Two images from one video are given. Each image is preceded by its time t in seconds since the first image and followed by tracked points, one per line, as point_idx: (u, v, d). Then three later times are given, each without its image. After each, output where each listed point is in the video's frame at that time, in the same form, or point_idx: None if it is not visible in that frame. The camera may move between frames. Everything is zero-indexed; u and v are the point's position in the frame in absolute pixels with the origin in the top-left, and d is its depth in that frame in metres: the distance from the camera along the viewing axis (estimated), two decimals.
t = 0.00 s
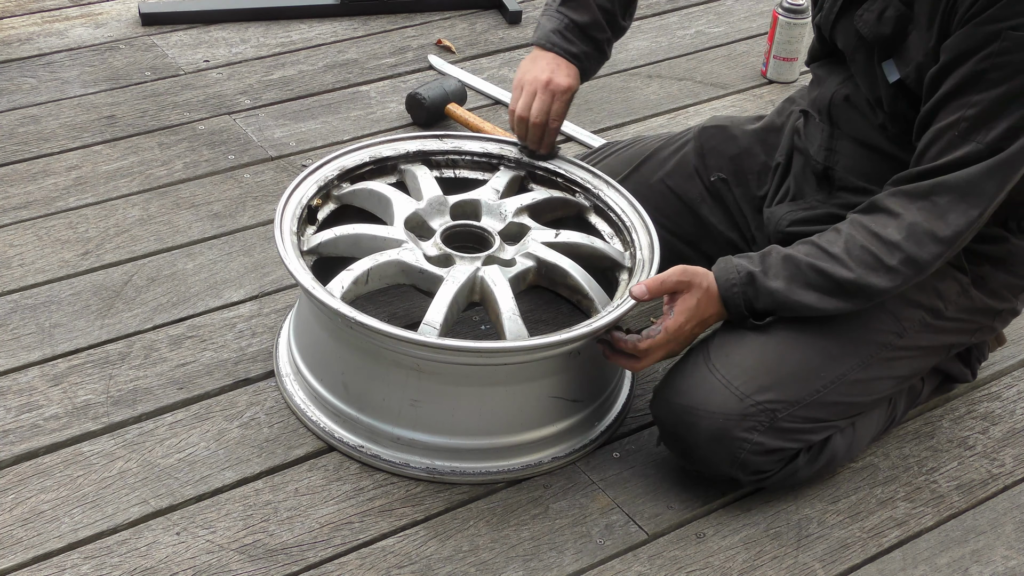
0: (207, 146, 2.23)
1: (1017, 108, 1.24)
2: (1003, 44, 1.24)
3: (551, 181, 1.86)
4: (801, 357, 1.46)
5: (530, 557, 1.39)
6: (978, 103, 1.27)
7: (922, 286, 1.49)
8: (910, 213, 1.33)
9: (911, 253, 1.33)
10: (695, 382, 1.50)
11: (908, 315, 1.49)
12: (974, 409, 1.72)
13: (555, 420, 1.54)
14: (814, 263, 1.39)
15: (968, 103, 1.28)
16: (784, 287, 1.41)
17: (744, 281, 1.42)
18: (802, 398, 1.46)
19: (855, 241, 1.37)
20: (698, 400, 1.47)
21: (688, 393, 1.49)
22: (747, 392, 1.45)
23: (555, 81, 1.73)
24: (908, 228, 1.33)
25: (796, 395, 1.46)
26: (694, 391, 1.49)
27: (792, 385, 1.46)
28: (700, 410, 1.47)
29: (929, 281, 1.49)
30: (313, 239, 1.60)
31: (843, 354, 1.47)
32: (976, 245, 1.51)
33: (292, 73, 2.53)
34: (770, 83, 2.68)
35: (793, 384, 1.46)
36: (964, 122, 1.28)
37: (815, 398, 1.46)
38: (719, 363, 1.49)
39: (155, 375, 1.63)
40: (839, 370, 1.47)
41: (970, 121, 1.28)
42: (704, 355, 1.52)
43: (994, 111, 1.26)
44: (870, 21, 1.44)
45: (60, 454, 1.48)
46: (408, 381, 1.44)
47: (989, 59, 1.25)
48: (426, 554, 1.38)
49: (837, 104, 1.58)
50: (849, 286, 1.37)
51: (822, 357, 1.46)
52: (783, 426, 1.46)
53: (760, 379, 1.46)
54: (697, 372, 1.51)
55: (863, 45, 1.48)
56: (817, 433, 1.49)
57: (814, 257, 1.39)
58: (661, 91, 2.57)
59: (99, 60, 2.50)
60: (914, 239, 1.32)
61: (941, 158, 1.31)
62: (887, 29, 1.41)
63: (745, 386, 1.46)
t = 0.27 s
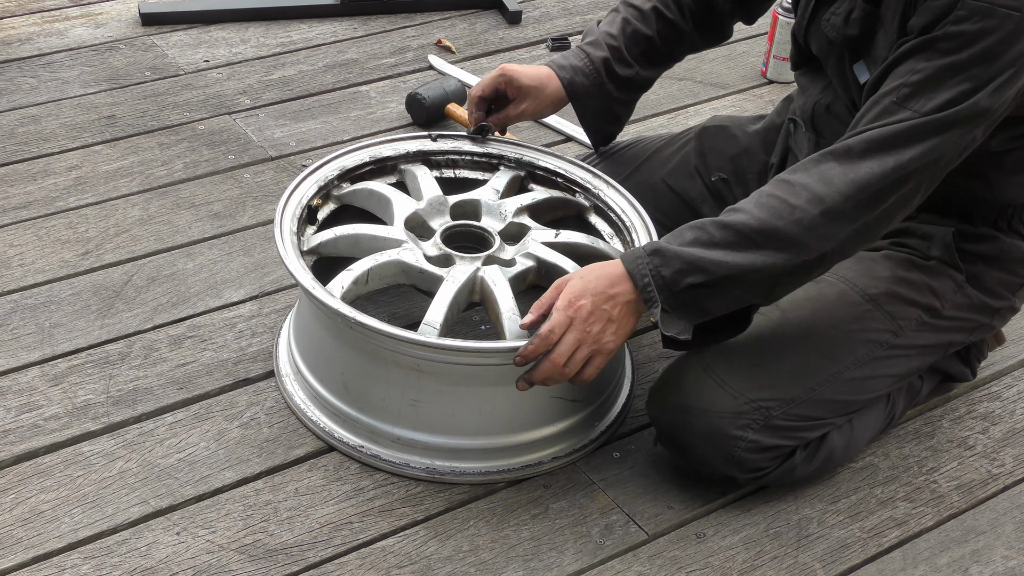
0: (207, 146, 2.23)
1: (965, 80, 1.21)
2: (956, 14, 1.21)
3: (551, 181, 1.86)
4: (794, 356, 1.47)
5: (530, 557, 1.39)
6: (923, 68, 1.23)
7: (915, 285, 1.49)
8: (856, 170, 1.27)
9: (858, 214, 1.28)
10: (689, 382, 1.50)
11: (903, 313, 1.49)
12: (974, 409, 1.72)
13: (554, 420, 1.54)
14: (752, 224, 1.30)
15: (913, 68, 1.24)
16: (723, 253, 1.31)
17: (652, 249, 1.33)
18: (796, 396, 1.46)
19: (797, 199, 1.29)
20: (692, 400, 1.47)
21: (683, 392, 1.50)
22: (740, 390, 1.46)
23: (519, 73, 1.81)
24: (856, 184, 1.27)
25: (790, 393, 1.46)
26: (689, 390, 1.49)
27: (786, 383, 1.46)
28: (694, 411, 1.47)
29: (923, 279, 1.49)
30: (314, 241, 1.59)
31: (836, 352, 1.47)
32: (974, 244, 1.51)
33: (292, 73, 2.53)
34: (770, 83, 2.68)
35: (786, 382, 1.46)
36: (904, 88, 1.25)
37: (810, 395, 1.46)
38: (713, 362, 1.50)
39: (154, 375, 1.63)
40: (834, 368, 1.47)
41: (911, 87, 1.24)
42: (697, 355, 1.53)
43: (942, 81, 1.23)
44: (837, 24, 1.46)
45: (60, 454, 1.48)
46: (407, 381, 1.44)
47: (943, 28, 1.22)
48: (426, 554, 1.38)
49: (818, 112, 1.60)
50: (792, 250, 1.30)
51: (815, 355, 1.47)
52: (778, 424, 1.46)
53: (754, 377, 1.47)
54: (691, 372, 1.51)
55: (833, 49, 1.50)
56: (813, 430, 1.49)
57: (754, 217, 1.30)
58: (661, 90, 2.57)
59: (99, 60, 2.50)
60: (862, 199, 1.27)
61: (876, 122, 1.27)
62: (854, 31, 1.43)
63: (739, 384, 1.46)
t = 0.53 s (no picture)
0: (207, 146, 2.23)
1: (961, 62, 1.21)
2: None
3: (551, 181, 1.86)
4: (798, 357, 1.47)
5: (530, 557, 1.39)
6: (921, 49, 1.24)
7: (919, 286, 1.49)
8: (852, 160, 1.27)
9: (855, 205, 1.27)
10: (692, 382, 1.50)
11: (907, 314, 1.49)
12: (974, 409, 1.72)
13: (555, 420, 1.54)
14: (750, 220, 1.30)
15: (911, 51, 1.25)
16: (721, 250, 1.31)
17: (650, 250, 1.34)
18: (800, 397, 1.46)
19: (795, 193, 1.28)
20: (695, 400, 1.48)
21: (686, 392, 1.50)
22: (744, 392, 1.46)
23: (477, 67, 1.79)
24: (853, 176, 1.26)
25: (794, 394, 1.46)
26: (692, 391, 1.49)
27: (789, 384, 1.46)
28: (697, 411, 1.47)
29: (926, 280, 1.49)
30: (314, 241, 1.59)
31: (840, 353, 1.47)
32: (973, 246, 1.51)
33: (292, 73, 2.53)
34: (770, 83, 2.68)
35: (790, 383, 1.46)
36: (901, 69, 1.25)
37: (813, 398, 1.46)
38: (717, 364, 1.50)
39: (154, 375, 1.63)
40: (838, 370, 1.47)
41: (908, 68, 1.24)
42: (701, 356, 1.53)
43: (939, 63, 1.22)
44: (832, 29, 1.47)
45: (61, 454, 1.48)
46: (408, 381, 1.44)
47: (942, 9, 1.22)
48: (426, 554, 1.38)
49: (812, 121, 1.59)
50: (790, 245, 1.30)
51: (818, 357, 1.47)
52: (782, 425, 1.46)
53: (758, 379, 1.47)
54: (694, 373, 1.51)
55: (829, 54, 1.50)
56: (816, 432, 1.49)
57: (752, 213, 1.30)
58: (661, 91, 2.57)
59: (99, 60, 2.50)
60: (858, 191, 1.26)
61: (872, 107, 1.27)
62: (848, 33, 1.44)
63: (742, 385, 1.47)
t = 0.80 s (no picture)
0: (207, 146, 2.23)
1: (957, 60, 1.20)
2: None
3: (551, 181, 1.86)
4: (799, 359, 1.47)
5: (530, 557, 1.38)
6: (916, 52, 1.23)
7: (919, 287, 1.49)
8: (852, 161, 1.27)
9: (854, 207, 1.27)
10: (693, 384, 1.50)
11: (910, 316, 1.49)
12: (974, 409, 1.72)
13: (555, 420, 1.54)
14: (751, 225, 1.31)
15: (905, 54, 1.24)
16: (722, 254, 1.32)
17: (650, 254, 1.35)
18: (801, 399, 1.46)
19: (795, 197, 1.29)
20: (696, 401, 1.48)
21: (688, 394, 1.50)
22: (745, 394, 1.47)
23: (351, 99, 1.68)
24: (852, 178, 1.26)
25: (795, 396, 1.46)
26: (694, 392, 1.49)
27: (791, 386, 1.46)
28: (698, 412, 1.48)
29: (926, 282, 1.49)
30: (314, 241, 1.59)
31: (842, 355, 1.47)
32: (973, 246, 1.51)
33: (292, 73, 2.53)
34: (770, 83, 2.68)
35: (791, 385, 1.46)
36: (897, 73, 1.24)
37: (814, 400, 1.46)
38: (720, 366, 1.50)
39: (154, 375, 1.63)
40: (839, 372, 1.47)
41: (904, 71, 1.24)
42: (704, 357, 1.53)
43: (934, 63, 1.22)
44: (813, 50, 1.46)
45: (61, 454, 1.48)
46: (408, 381, 1.44)
47: (934, 8, 1.22)
48: (426, 554, 1.38)
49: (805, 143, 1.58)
50: (790, 248, 1.30)
51: (820, 358, 1.47)
52: (783, 427, 1.47)
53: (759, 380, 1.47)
54: (696, 374, 1.51)
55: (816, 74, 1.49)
56: (817, 434, 1.49)
57: (753, 217, 1.31)
58: (661, 91, 2.57)
59: (99, 60, 2.50)
60: (857, 193, 1.26)
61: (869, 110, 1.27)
62: (828, 52, 1.43)
63: (744, 387, 1.47)
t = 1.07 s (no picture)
0: (207, 146, 2.23)
1: (959, 78, 1.19)
2: (941, 14, 1.20)
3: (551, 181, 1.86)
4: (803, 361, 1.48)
5: (530, 557, 1.38)
6: (915, 73, 1.22)
7: (925, 291, 1.49)
8: (858, 184, 1.26)
9: (860, 229, 1.27)
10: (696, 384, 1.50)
11: (915, 319, 1.49)
12: (974, 409, 1.72)
13: (555, 420, 1.54)
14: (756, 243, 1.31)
15: (904, 77, 1.23)
16: (727, 269, 1.32)
17: (654, 263, 1.34)
18: (805, 401, 1.46)
19: (800, 218, 1.29)
20: (700, 402, 1.48)
21: (692, 395, 1.50)
22: (748, 395, 1.47)
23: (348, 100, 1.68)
24: (858, 201, 1.26)
25: (799, 398, 1.46)
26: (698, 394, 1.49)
27: (794, 389, 1.46)
28: (701, 413, 1.48)
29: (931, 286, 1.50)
30: (314, 241, 1.59)
31: (846, 358, 1.47)
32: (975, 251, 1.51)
33: (292, 73, 2.53)
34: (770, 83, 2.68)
35: (795, 387, 1.46)
36: (898, 95, 1.23)
37: (817, 402, 1.46)
38: (725, 367, 1.50)
39: (154, 375, 1.63)
40: (843, 374, 1.47)
41: (905, 93, 1.23)
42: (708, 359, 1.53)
43: (935, 84, 1.21)
44: (808, 71, 1.46)
45: (60, 454, 1.48)
46: (408, 382, 1.44)
47: (931, 27, 1.20)
48: (426, 554, 1.38)
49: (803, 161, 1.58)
50: (792, 266, 1.30)
51: (824, 361, 1.47)
52: (786, 429, 1.46)
53: (763, 381, 1.47)
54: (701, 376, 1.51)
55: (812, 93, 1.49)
56: (820, 436, 1.49)
57: (758, 236, 1.31)
58: (661, 90, 2.57)
59: (99, 60, 2.50)
60: (863, 216, 1.26)
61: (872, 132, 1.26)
62: (823, 73, 1.43)
63: (747, 388, 1.47)
